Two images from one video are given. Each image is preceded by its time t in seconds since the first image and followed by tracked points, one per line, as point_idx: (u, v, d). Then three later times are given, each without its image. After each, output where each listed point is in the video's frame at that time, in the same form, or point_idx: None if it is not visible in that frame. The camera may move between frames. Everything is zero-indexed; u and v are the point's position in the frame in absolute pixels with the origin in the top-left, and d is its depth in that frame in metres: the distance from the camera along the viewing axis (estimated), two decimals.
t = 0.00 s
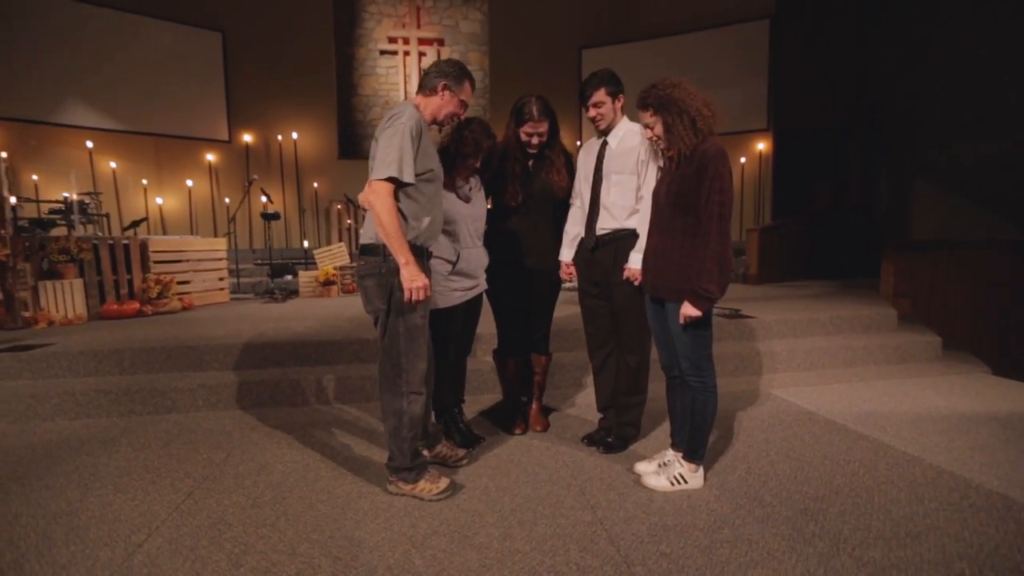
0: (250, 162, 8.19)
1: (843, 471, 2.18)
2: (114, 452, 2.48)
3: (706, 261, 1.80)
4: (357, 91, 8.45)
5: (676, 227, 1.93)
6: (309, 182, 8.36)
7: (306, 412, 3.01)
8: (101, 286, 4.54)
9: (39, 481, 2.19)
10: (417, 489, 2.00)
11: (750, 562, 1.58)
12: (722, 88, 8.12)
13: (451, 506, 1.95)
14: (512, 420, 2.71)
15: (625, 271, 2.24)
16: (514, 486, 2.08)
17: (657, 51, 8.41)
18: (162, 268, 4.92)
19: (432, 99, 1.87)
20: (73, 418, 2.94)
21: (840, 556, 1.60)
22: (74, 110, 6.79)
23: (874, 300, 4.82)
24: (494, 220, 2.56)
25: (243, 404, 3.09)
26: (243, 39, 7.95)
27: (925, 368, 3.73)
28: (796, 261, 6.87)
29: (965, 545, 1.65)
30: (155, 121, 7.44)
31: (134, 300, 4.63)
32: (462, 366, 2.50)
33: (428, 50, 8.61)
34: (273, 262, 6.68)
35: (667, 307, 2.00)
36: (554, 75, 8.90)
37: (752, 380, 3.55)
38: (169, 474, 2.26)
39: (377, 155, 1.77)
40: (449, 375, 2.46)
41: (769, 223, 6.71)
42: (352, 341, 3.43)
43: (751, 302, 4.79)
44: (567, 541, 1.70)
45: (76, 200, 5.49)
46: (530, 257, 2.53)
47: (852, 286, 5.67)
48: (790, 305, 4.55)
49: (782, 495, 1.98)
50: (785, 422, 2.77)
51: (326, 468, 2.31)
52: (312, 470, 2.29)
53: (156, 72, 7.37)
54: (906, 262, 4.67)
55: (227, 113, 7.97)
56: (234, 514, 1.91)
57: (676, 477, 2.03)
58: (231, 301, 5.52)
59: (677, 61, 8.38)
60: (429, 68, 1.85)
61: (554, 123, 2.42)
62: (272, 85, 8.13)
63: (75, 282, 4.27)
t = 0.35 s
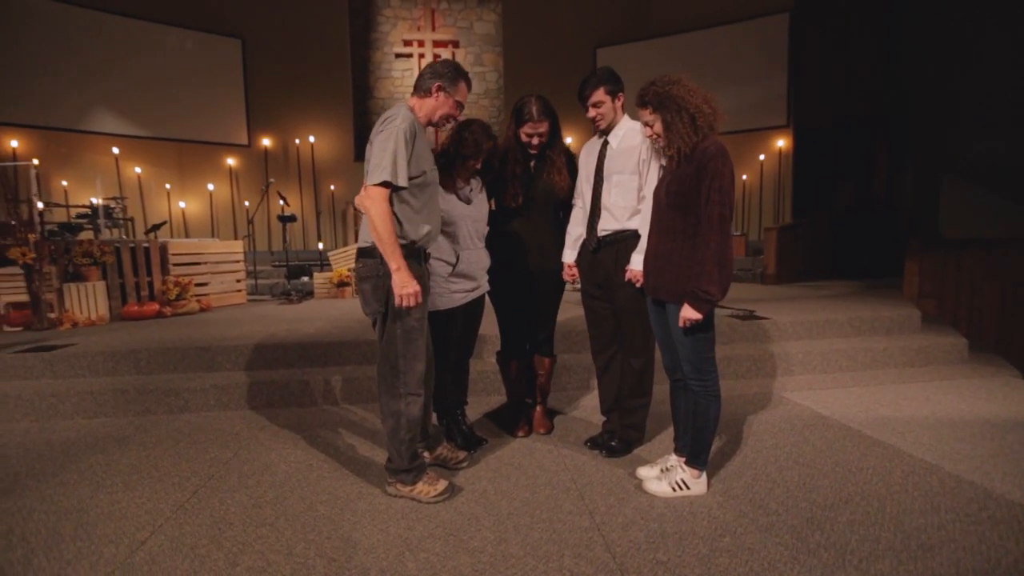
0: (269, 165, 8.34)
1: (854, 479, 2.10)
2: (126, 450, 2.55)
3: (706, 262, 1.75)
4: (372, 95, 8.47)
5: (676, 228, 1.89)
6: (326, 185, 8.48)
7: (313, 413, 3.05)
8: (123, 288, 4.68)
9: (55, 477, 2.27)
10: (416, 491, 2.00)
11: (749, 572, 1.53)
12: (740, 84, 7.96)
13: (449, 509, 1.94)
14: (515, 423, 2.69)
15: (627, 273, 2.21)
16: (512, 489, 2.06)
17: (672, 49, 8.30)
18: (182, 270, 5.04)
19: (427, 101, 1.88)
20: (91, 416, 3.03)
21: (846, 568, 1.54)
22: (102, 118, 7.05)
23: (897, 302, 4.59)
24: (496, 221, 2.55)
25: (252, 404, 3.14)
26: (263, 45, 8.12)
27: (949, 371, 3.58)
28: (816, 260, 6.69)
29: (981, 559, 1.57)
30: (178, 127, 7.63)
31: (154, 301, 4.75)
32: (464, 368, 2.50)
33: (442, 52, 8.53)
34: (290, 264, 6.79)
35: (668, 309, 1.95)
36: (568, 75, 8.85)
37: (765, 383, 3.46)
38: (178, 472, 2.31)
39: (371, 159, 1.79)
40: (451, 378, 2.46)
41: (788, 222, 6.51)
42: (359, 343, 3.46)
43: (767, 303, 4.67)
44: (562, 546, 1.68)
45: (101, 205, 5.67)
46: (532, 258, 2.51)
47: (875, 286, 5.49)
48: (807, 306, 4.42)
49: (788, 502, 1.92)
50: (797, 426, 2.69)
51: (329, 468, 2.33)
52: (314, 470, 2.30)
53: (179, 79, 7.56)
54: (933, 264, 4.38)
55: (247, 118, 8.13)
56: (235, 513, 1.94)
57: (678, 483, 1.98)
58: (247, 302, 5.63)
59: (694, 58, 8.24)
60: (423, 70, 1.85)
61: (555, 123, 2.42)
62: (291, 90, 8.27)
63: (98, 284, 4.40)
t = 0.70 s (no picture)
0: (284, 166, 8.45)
1: (861, 484, 2.03)
2: (134, 447, 2.61)
3: (703, 262, 1.72)
4: (384, 95, 8.59)
5: (672, 225, 1.85)
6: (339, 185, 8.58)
7: (317, 411, 3.08)
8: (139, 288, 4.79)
9: (64, 473, 2.33)
10: (411, 490, 2.00)
11: None
12: (755, 78, 7.79)
13: (443, 509, 1.93)
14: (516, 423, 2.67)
15: (626, 272, 2.17)
16: (509, 490, 2.05)
17: (685, 43, 8.17)
18: (196, 270, 5.14)
19: (417, 100, 1.89)
20: (104, 413, 3.11)
21: None
22: (122, 122, 7.22)
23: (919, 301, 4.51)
24: (496, 220, 2.53)
25: (259, 402, 3.19)
26: (277, 48, 8.23)
27: (969, 372, 3.46)
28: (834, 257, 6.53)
29: (990, 569, 1.51)
30: (194, 129, 7.77)
31: (168, 301, 4.85)
32: (463, 368, 2.49)
33: (454, 51, 8.40)
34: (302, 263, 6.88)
35: (666, 309, 1.91)
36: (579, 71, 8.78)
37: (775, 383, 3.39)
38: (182, 468, 2.35)
39: (361, 159, 1.81)
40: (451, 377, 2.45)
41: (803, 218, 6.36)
42: (365, 341, 3.48)
43: (779, 302, 4.57)
44: (554, 548, 1.66)
45: (120, 207, 5.80)
46: (532, 257, 2.50)
47: (894, 284, 5.33)
48: (821, 305, 4.31)
49: (791, 507, 1.86)
50: (805, 429, 2.62)
51: (328, 466, 2.34)
52: (314, 468, 2.32)
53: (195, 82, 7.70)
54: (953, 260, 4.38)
55: (261, 120, 8.25)
56: (234, 510, 1.96)
57: (677, 485, 1.94)
58: (260, 302, 5.72)
59: (708, 52, 8.10)
60: (413, 69, 1.86)
61: (553, 120, 2.39)
62: (304, 91, 8.38)
63: (115, 284, 4.52)
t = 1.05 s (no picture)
0: (299, 165, 8.57)
1: (865, 491, 1.95)
2: (141, 440, 2.67)
3: (695, 260, 1.68)
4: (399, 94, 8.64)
5: (666, 222, 1.81)
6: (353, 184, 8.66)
7: (320, 407, 3.11)
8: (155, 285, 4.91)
9: (73, 464, 2.40)
10: (403, 488, 2.00)
11: None
12: (774, 71, 7.59)
13: (434, 508, 1.93)
14: (514, 422, 2.66)
15: (621, 270, 2.13)
16: (501, 490, 2.04)
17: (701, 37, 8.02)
18: (210, 268, 5.24)
19: (404, 97, 1.96)
20: (116, 406, 3.19)
21: None
22: (143, 123, 7.40)
23: (938, 298, 4.30)
24: (493, 217, 2.52)
25: (264, 398, 3.24)
26: (293, 48, 8.34)
27: (991, 375, 3.31)
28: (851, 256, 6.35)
29: None
30: (212, 129, 7.90)
31: (183, 298, 4.97)
32: (461, 367, 2.48)
33: (467, 49, 8.34)
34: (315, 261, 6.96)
35: (660, 308, 1.87)
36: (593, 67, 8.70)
37: (784, 384, 3.31)
38: (183, 462, 2.39)
39: (350, 159, 1.82)
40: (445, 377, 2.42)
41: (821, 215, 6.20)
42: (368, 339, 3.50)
43: (793, 301, 4.45)
44: (540, 550, 1.64)
45: (139, 206, 5.95)
46: (529, 255, 2.48)
47: (915, 283, 5.15)
48: (837, 305, 4.19)
49: (788, 513, 1.81)
50: (812, 432, 2.54)
51: (325, 462, 2.36)
52: (311, 464, 2.34)
53: (214, 83, 7.83)
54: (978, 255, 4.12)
55: (277, 120, 8.35)
56: (230, 505, 1.99)
57: (670, 488, 1.90)
58: (273, 299, 5.81)
59: (725, 46, 7.91)
60: (399, 66, 1.94)
61: (549, 116, 2.37)
62: (319, 91, 8.48)
63: (132, 281, 4.64)
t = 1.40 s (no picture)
0: (315, 164, 8.68)
1: (867, 500, 1.89)
2: (148, 433, 2.73)
3: (687, 261, 1.63)
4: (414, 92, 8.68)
5: (660, 221, 1.77)
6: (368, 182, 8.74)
7: (323, 404, 3.15)
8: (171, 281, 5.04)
9: (82, 455, 2.47)
10: (395, 486, 2.00)
11: None
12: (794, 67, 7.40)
13: (425, 507, 1.93)
14: (513, 422, 2.64)
15: (618, 270, 2.10)
16: (493, 490, 2.02)
17: (720, 33, 7.87)
18: (224, 265, 5.35)
19: (400, 96, 1.97)
20: (127, 399, 3.27)
21: None
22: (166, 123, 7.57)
23: (961, 301, 4.16)
24: (493, 216, 2.50)
25: (270, 393, 3.28)
26: (310, 49, 8.45)
27: (1014, 382, 3.17)
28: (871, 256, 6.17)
29: None
30: (231, 128, 8.04)
31: (198, 294, 5.07)
32: (458, 366, 2.47)
33: (482, 48, 8.38)
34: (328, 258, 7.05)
35: (654, 310, 1.83)
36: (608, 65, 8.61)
37: (794, 388, 3.22)
38: (186, 455, 2.45)
39: (345, 157, 1.82)
40: (441, 377, 2.42)
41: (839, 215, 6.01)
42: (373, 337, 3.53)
43: (806, 304, 4.34)
44: (526, 552, 1.63)
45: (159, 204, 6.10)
46: (527, 255, 2.46)
47: (939, 285, 4.98)
48: (852, 307, 4.08)
49: (785, 521, 1.75)
50: (818, 438, 2.46)
51: (322, 459, 2.38)
52: (308, 460, 2.37)
53: (234, 83, 7.97)
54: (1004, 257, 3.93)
55: (295, 120, 8.47)
56: (226, 499, 2.02)
57: (664, 493, 1.86)
58: (285, 296, 5.89)
59: (744, 41, 7.74)
60: (394, 66, 1.95)
61: (548, 115, 2.35)
62: (336, 91, 8.58)
63: (148, 277, 4.76)
